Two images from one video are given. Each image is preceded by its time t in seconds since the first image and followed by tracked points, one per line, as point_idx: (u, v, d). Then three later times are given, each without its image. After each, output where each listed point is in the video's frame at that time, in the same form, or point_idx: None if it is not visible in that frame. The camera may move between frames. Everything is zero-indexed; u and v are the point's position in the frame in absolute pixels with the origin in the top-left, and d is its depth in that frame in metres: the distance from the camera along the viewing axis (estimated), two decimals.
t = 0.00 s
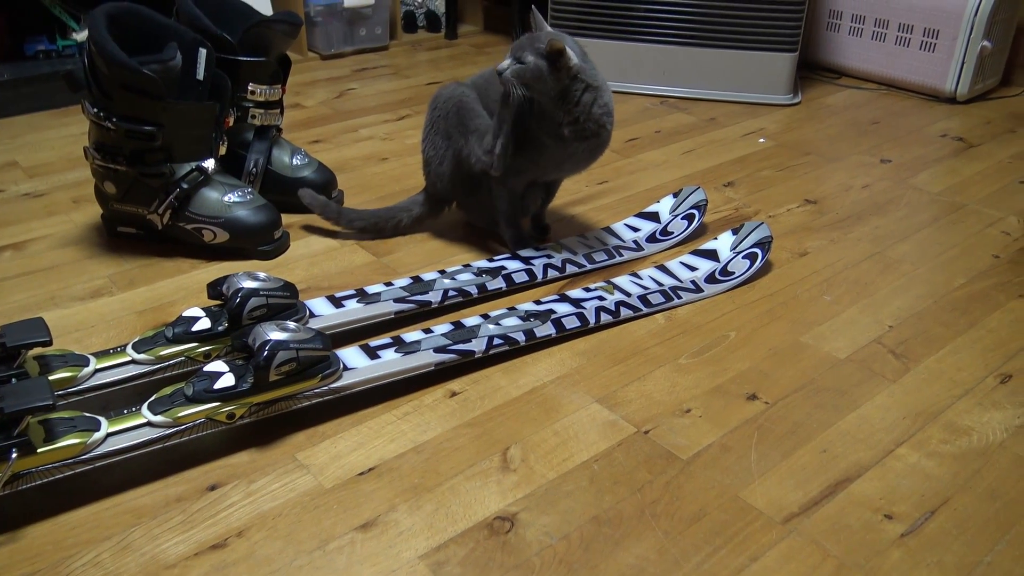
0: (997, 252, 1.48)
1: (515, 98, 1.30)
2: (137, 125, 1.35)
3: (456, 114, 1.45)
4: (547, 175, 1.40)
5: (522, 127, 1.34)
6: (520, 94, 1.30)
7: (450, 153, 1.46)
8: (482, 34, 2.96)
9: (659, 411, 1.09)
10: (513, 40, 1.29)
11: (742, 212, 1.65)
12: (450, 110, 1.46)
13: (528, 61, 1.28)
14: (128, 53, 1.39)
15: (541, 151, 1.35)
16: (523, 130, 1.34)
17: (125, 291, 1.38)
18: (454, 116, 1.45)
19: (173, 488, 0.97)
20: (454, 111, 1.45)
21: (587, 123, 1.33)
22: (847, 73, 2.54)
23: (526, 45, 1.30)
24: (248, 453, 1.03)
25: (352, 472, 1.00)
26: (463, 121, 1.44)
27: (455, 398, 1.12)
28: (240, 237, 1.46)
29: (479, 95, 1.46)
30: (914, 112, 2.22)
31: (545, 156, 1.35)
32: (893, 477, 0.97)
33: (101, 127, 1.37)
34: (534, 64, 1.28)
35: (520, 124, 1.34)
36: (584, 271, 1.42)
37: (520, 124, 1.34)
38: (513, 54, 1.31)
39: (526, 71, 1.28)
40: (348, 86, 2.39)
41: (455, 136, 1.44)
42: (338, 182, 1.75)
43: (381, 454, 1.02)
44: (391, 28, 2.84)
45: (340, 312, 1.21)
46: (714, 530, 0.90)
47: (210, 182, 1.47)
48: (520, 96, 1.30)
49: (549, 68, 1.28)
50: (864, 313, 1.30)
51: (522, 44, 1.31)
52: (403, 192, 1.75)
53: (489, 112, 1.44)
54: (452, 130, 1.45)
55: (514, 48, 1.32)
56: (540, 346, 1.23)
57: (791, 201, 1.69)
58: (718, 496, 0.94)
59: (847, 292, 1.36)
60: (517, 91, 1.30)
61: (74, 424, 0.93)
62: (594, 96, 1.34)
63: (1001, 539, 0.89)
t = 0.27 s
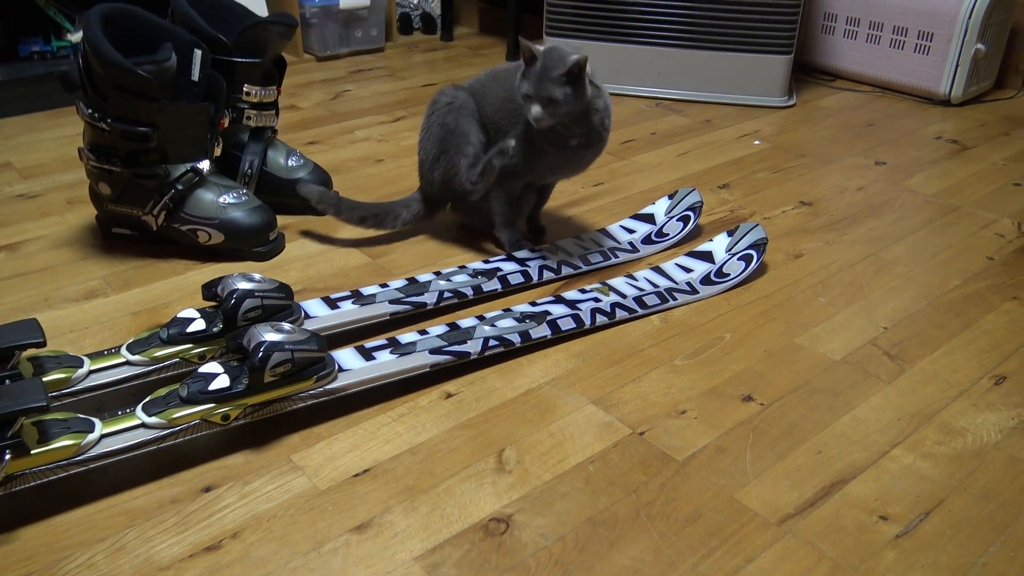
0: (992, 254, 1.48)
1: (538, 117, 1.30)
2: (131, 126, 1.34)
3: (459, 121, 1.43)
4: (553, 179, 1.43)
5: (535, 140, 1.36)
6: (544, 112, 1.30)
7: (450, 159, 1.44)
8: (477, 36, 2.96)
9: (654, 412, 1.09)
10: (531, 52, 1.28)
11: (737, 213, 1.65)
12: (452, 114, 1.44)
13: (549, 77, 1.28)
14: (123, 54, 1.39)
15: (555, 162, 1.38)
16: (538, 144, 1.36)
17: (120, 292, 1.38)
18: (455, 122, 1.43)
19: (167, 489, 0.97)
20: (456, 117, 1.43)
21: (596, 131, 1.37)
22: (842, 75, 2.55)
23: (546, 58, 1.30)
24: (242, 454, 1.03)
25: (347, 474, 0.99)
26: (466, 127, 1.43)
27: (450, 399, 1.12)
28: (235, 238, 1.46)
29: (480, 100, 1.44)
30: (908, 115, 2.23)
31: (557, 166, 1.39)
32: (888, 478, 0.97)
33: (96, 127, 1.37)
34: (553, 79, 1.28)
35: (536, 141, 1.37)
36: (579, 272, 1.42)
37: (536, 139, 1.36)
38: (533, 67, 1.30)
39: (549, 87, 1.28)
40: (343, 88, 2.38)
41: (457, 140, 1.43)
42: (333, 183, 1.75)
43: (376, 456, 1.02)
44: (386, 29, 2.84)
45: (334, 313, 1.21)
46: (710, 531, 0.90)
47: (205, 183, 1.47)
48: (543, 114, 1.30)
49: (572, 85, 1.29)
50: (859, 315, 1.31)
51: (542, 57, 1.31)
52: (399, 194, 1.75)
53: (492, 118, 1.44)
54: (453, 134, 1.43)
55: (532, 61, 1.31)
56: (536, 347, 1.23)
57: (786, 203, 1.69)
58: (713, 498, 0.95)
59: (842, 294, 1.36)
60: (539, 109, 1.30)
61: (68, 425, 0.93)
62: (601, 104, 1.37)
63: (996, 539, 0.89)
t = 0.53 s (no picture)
0: (988, 257, 1.49)
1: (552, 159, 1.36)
2: (129, 127, 1.34)
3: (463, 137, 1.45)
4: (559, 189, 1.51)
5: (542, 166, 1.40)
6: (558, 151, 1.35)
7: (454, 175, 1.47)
8: (475, 37, 2.96)
9: (652, 413, 1.09)
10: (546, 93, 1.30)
11: (735, 215, 1.66)
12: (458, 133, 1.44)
13: (564, 116, 1.33)
14: (121, 54, 1.39)
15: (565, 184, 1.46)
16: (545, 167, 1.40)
17: (117, 292, 1.38)
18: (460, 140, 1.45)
19: (164, 490, 0.97)
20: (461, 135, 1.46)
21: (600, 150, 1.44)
22: (839, 78, 2.55)
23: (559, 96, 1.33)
24: (240, 455, 1.03)
25: (345, 474, 0.99)
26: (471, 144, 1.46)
27: (448, 400, 1.12)
28: (233, 239, 1.46)
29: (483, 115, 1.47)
30: (906, 117, 2.23)
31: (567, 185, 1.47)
32: (885, 480, 0.98)
33: (94, 127, 1.37)
34: (567, 118, 1.33)
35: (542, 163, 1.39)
36: (578, 274, 1.42)
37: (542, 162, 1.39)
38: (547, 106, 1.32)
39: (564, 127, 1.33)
40: (341, 89, 2.39)
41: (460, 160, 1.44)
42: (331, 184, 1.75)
43: (373, 456, 1.02)
44: (384, 31, 2.84)
45: (332, 314, 1.20)
46: (707, 532, 0.90)
47: (203, 184, 1.47)
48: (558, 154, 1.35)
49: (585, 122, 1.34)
50: (856, 316, 1.31)
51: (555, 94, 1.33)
52: (397, 195, 1.75)
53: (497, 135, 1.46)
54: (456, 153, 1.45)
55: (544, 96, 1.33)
56: (533, 348, 1.23)
57: (783, 205, 1.70)
58: (711, 499, 0.95)
59: (839, 296, 1.36)
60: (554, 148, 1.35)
61: (65, 425, 0.93)
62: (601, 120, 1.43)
63: (992, 541, 0.89)
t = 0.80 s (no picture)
0: (987, 257, 1.49)
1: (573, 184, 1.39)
2: (128, 126, 1.34)
3: (462, 150, 1.45)
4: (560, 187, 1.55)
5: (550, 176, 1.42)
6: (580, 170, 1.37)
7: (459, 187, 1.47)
8: (474, 37, 2.96)
9: (650, 413, 1.09)
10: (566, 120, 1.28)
11: (734, 215, 1.66)
12: (457, 145, 1.46)
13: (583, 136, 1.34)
14: (120, 52, 1.38)
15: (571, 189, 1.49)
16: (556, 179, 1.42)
17: (116, 291, 1.37)
18: (462, 157, 1.45)
19: (162, 489, 0.97)
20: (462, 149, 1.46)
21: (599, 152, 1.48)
22: (837, 78, 2.56)
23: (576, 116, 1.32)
24: (238, 454, 1.02)
25: (343, 473, 0.99)
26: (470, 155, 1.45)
27: (446, 399, 1.12)
28: (231, 238, 1.45)
29: (478, 124, 1.45)
30: (904, 118, 2.23)
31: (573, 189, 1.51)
32: (883, 479, 0.98)
33: (92, 126, 1.37)
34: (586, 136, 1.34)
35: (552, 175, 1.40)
36: (576, 273, 1.42)
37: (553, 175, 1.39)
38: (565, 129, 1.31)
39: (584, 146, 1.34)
40: (340, 88, 2.38)
41: (466, 178, 1.45)
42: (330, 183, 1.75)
43: (371, 455, 1.02)
44: (383, 30, 2.84)
45: (331, 313, 1.20)
46: (706, 532, 0.90)
47: (201, 183, 1.47)
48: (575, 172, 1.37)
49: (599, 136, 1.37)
50: (854, 316, 1.31)
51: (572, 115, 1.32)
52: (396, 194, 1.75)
53: (495, 144, 1.46)
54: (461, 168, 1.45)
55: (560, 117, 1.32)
56: (532, 348, 1.23)
57: (782, 205, 1.70)
58: (709, 498, 0.95)
59: (838, 296, 1.37)
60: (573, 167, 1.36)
61: (63, 424, 0.92)
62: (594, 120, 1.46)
63: (991, 540, 0.89)
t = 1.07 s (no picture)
0: (985, 256, 1.49)
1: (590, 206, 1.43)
2: (126, 123, 1.34)
3: (458, 152, 1.46)
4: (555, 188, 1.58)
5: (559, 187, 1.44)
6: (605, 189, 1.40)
7: (456, 189, 1.48)
8: (474, 36, 2.96)
9: (649, 411, 1.09)
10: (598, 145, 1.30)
11: (733, 215, 1.66)
12: (454, 147, 1.47)
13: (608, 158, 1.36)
14: (118, 50, 1.38)
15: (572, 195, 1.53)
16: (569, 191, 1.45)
17: (114, 289, 1.37)
18: (461, 160, 1.46)
19: (160, 486, 0.97)
20: (459, 152, 1.46)
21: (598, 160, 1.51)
22: (837, 78, 2.56)
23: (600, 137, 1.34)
24: (236, 452, 1.02)
25: (342, 471, 0.99)
26: (467, 159, 1.46)
27: (445, 398, 1.12)
28: (230, 236, 1.45)
29: (473, 127, 1.46)
30: (903, 118, 2.24)
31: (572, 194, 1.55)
32: (881, 478, 0.98)
33: (90, 124, 1.36)
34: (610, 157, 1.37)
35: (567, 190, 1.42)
36: (575, 272, 1.42)
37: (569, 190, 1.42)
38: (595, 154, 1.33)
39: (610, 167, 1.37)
40: (339, 87, 2.38)
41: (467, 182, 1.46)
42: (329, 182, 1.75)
43: (370, 454, 1.02)
44: (382, 29, 2.83)
45: (330, 311, 1.20)
46: (705, 530, 0.90)
47: (200, 181, 1.47)
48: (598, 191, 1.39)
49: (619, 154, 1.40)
50: (853, 316, 1.31)
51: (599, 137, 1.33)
52: (395, 193, 1.75)
53: (495, 148, 1.46)
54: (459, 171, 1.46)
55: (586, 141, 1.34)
56: (531, 346, 1.23)
57: (781, 205, 1.70)
58: (708, 497, 0.95)
59: (837, 295, 1.37)
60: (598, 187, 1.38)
61: (61, 421, 0.92)
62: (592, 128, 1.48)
63: (990, 539, 0.89)
